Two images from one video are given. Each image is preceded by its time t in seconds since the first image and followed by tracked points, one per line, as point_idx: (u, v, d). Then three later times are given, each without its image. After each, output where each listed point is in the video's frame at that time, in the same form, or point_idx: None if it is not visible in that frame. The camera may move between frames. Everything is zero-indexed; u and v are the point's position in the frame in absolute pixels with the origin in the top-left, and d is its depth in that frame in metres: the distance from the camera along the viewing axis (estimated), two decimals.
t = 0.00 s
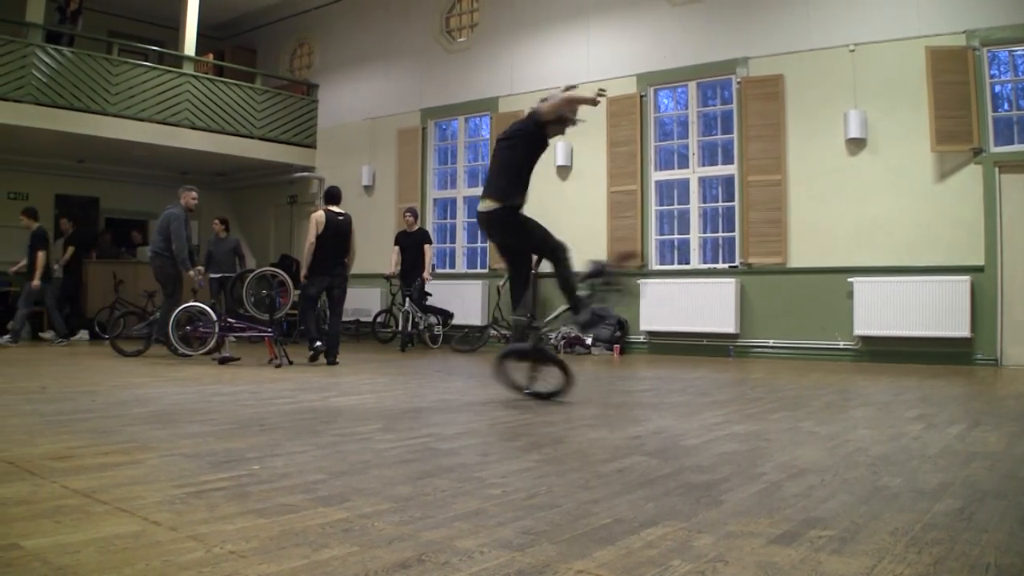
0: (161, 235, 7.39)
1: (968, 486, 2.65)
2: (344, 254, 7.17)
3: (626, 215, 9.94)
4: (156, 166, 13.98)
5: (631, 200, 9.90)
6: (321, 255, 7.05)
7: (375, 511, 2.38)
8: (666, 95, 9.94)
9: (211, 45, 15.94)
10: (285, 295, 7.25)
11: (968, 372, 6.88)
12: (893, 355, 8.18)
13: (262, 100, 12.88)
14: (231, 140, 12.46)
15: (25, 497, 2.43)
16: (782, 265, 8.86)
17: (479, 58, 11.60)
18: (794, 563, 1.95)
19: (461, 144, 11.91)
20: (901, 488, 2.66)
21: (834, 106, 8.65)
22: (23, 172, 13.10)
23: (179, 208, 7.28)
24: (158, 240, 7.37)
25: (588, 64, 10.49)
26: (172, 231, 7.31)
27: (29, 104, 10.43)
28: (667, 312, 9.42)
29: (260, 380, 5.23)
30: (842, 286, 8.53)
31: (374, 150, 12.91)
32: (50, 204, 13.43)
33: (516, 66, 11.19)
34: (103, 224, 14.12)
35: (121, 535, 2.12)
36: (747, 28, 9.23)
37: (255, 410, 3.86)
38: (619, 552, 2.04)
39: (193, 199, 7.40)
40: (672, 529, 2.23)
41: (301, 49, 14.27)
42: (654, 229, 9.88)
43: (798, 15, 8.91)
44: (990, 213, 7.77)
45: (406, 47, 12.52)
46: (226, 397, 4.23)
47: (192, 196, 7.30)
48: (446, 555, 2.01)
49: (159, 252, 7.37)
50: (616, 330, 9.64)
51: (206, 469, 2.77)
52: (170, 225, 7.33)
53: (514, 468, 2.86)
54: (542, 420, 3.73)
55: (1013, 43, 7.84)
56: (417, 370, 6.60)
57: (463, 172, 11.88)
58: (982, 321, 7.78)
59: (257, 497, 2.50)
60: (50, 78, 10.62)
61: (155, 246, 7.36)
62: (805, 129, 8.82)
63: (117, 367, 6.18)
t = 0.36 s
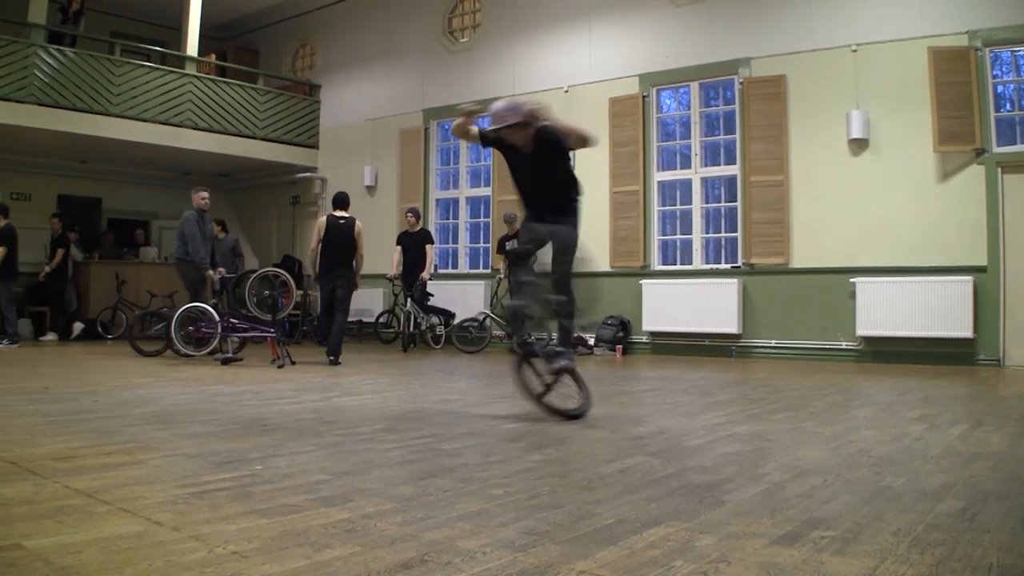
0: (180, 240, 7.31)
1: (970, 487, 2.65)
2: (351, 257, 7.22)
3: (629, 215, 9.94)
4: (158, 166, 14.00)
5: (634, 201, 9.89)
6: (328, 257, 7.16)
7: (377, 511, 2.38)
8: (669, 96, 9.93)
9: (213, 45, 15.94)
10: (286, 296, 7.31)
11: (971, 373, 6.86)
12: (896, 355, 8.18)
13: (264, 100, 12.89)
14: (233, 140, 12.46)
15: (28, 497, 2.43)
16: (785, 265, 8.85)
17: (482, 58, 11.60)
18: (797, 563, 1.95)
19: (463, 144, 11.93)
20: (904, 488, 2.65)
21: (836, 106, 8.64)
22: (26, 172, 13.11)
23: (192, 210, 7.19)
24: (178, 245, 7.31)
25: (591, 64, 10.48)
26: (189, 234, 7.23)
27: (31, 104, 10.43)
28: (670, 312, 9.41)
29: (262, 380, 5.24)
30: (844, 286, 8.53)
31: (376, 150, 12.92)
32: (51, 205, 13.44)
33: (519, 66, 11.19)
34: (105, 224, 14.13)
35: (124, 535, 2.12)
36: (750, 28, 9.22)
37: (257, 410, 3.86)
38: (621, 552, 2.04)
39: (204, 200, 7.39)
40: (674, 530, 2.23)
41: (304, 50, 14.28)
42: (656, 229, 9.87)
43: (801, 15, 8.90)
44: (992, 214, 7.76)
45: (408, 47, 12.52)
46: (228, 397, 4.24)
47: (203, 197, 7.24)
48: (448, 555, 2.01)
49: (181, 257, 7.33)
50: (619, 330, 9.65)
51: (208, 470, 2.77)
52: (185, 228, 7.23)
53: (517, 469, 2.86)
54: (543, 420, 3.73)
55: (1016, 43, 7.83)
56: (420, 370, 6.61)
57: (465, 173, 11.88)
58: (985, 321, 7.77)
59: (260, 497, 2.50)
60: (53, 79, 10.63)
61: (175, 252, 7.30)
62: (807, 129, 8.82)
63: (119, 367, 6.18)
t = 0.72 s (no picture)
0: (205, 241, 7.27)
1: (979, 487, 2.65)
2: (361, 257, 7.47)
3: (637, 215, 9.93)
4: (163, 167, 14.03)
5: (642, 201, 9.90)
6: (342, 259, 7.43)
7: (385, 511, 2.38)
8: (677, 96, 9.92)
9: (219, 45, 15.97)
10: (296, 296, 7.30)
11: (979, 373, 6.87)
12: (906, 356, 8.15)
13: (272, 100, 12.90)
14: (240, 141, 12.47)
15: (36, 497, 2.43)
16: (793, 265, 8.85)
17: (489, 58, 11.61)
18: (805, 564, 1.94)
19: (472, 145, 11.92)
20: (912, 489, 2.65)
21: (845, 106, 8.63)
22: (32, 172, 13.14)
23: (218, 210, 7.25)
24: (202, 246, 7.27)
25: (599, 64, 10.48)
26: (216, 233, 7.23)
27: (40, 105, 10.46)
28: (677, 313, 9.41)
29: (271, 380, 5.25)
30: (853, 287, 8.52)
31: (383, 150, 12.94)
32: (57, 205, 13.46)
33: (527, 66, 11.20)
34: (113, 225, 14.16)
35: (133, 535, 2.12)
36: (759, 28, 9.21)
37: (266, 410, 3.87)
38: (630, 552, 2.04)
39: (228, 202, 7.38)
40: (682, 530, 2.23)
41: (312, 51, 14.31)
42: (665, 230, 9.87)
43: (810, 15, 8.88)
44: (1002, 214, 7.73)
45: (416, 47, 12.54)
46: (236, 398, 4.24)
47: (226, 199, 7.29)
48: (456, 555, 2.01)
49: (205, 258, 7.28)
50: (628, 330, 9.65)
51: (216, 470, 2.77)
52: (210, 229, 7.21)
53: (525, 469, 2.86)
54: (551, 421, 3.74)
55: None
56: (427, 370, 6.62)
57: (474, 173, 11.87)
58: (994, 321, 7.75)
59: (268, 497, 2.50)
60: (61, 79, 10.65)
61: (201, 253, 7.25)
62: (815, 130, 8.82)
63: (126, 368, 6.20)
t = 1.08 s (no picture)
0: (225, 241, 7.35)
1: (988, 488, 2.64)
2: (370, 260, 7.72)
3: (646, 216, 9.92)
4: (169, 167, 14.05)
5: (651, 201, 9.90)
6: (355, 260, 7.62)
7: (394, 511, 2.38)
8: (687, 96, 9.91)
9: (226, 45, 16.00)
10: (305, 295, 7.15)
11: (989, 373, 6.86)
12: (917, 357, 8.13)
13: (283, 101, 12.91)
14: (250, 141, 12.49)
15: (45, 497, 2.44)
16: (803, 265, 8.83)
17: (498, 58, 11.62)
18: (815, 565, 1.94)
19: (480, 145, 11.91)
20: (923, 490, 2.64)
21: (855, 105, 8.61)
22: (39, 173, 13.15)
23: (242, 211, 7.39)
24: (224, 245, 7.35)
25: (609, 64, 10.47)
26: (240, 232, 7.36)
27: (50, 105, 10.48)
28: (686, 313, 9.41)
29: (280, 380, 5.26)
30: (862, 287, 8.50)
31: (391, 150, 12.96)
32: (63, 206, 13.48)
33: (536, 66, 11.20)
34: (123, 225, 14.18)
35: (142, 535, 2.12)
36: (769, 28, 9.21)
37: (277, 410, 3.87)
38: (639, 553, 2.04)
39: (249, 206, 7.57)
40: (692, 531, 2.22)
41: (321, 51, 14.34)
42: (674, 230, 9.85)
43: (820, 15, 8.86)
44: (1012, 214, 7.71)
45: (424, 47, 12.56)
46: (246, 397, 4.25)
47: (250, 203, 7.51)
48: (465, 555, 2.01)
49: (224, 258, 7.35)
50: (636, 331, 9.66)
51: (226, 470, 2.77)
52: (234, 229, 7.36)
53: (534, 469, 2.86)
54: (560, 421, 3.74)
55: None
56: (435, 370, 6.62)
57: (483, 173, 11.87)
58: (1004, 322, 7.73)
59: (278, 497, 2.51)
60: (71, 80, 10.68)
61: (220, 252, 7.32)
62: (824, 130, 8.81)
63: (135, 368, 6.21)
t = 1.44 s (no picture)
0: (236, 241, 7.25)
1: (993, 488, 2.64)
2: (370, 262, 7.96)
3: (649, 216, 9.93)
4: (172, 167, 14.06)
5: (655, 201, 9.90)
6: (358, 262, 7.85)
7: (399, 511, 2.38)
8: (690, 96, 9.90)
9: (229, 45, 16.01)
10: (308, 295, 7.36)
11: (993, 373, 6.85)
12: (922, 357, 8.10)
13: (286, 101, 12.91)
14: (254, 141, 12.50)
15: (50, 497, 2.44)
16: (807, 265, 8.83)
17: (502, 59, 11.62)
18: (819, 565, 1.94)
19: (485, 144, 11.90)
20: (927, 490, 2.64)
21: (860, 105, 8.60)
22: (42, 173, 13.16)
23: (253, 212, 7.42)
24: (233, 244, 7.23)
25: (613, 64, 10.47)
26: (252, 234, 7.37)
27: (54, 105, 10.48)
28: (690, 313, 9.41)
29: (284, 380, 5.26)
30: (867, 287, 8.49)
31: (394, 151, 12.96)
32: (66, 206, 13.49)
33: (540, 66, 11.20)
34: (127, 225, 14.19)
35: (146, 535, 2.12)
36: (773, 28, 9.20)
37: (281, 410, 3.87)
38: (643, 553, 2.03)
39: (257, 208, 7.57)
40: (696, 531, 2.22)
41: (325, 52, 14.34)
42: (678, 230, 9.85)
43: (825, 15, 8.86)
44: (1016, 214, 7.69)
45: (428, 46, 12.57)
46: (251, 397, 4.25)
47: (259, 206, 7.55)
48: (470, 556, 2.01)
49: (232, 257, 7.21)
50: (640, 331, 9.66)
51: (231, 469, 2.78)
52: (246, 231, 7.33)
53: (539, 469, 2.86)
54: (565, 421, 3.74)
55: None
56: (439, 370, 6.63)
57: (488, 173, 11.86)
58: (1008, 322, 7.72)
59: (282, 497, 2.51)
60: (75, 80, 10.68)
61: (231, 251, 7.19)
62: (828, 130, 8.81)
63: (140, 368, 6.22)
